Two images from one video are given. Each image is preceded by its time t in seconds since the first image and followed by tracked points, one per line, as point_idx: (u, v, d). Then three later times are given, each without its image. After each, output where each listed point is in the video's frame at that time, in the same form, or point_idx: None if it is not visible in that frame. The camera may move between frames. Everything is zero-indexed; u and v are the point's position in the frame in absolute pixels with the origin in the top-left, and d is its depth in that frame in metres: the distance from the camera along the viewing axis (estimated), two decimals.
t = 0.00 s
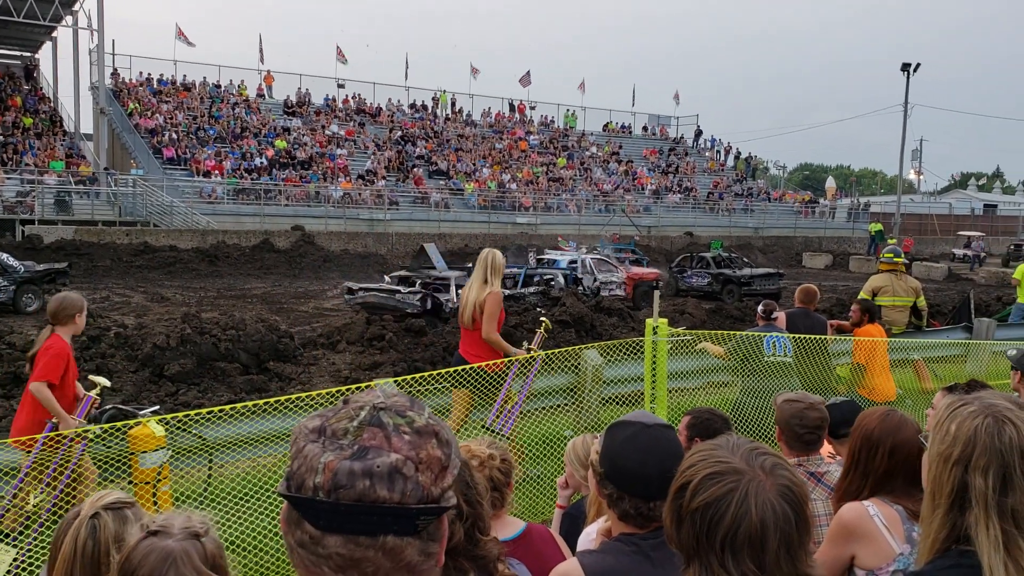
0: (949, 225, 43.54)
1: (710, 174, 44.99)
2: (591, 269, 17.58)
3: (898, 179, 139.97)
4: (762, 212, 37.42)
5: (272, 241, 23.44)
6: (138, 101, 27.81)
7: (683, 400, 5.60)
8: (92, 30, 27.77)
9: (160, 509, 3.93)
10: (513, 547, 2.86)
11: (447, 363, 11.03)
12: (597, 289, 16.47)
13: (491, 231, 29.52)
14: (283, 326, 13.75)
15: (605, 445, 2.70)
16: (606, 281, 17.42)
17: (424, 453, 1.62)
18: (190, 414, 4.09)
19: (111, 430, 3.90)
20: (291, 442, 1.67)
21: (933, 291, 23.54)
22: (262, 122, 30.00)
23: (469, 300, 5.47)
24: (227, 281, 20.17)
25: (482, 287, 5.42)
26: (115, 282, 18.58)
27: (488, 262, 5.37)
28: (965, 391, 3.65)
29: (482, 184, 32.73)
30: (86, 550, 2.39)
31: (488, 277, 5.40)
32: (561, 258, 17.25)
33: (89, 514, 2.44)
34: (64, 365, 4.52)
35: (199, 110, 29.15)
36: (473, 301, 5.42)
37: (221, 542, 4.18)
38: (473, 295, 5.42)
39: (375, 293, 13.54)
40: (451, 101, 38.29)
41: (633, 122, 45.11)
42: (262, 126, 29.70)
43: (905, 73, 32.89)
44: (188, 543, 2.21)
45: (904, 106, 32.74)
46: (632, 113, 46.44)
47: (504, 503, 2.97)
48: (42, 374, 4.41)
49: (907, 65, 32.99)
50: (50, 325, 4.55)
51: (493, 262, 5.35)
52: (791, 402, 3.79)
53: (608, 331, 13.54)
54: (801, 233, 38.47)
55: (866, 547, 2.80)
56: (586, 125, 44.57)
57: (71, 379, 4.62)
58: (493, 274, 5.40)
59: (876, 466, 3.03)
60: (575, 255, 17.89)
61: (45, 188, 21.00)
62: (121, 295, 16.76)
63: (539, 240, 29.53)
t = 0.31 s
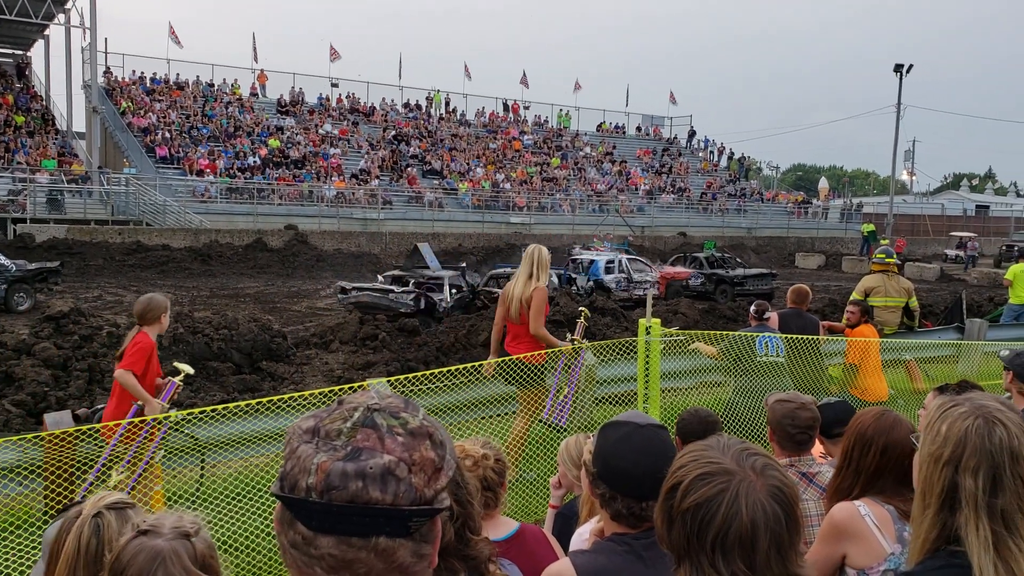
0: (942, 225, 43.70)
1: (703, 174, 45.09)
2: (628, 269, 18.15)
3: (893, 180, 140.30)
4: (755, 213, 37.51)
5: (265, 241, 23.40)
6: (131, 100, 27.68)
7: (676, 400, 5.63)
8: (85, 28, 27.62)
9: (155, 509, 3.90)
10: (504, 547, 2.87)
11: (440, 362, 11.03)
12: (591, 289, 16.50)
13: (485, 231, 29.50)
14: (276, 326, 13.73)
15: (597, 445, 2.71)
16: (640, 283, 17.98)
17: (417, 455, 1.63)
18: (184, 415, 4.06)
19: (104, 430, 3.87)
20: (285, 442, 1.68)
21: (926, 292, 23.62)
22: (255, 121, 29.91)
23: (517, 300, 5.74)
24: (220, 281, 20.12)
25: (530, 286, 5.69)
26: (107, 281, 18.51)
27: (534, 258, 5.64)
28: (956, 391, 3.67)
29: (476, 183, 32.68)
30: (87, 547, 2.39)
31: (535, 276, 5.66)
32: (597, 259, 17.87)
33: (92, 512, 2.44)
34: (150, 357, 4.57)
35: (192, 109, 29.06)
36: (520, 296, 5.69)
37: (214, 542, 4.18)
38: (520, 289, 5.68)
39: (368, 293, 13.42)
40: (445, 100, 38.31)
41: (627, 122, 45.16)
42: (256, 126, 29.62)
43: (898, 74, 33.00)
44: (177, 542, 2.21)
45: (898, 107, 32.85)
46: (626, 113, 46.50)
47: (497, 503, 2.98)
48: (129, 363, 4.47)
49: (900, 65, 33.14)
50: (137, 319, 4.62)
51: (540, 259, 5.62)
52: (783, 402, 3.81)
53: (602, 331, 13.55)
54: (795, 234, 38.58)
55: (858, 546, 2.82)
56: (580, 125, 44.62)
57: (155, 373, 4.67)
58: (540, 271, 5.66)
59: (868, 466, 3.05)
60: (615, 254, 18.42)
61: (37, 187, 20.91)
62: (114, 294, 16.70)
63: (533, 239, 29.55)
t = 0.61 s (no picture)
0: (931, 226, 43.96)
1: (695, 175, 45.23)
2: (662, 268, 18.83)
3: (882, 182, 141.18)
4: (746, 213, 37.65)
5: (256, 240, 23.33)
6: (122, 98, 27.52)
7: (667, 399, 5.65)
8: (74, 25, 27.45)
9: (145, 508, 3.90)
10: (494, 546, 2.88)
11: (432, 362, 11.04)
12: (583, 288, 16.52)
13: (476, 231, 29.50)
14: (267, 325, 13.70)
15: (588, 444, 2.73)
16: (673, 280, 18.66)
17: (408, 454, 1.63)
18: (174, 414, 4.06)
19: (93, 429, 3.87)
20: (275, 439, 1.69)
21: (915, 292, 23.76)
22: (246, 120, 29.80)
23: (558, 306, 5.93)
24: (210, 280, 20.06)
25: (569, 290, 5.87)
26: (97, 280, 18.41)
27: (572, 266, 5.78)
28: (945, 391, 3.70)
29: (467, 182, 32.65)
30: (77, 547, 2.38)
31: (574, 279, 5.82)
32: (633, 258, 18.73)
33: (87, 512, 2.44)
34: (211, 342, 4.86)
35: (183, 107, 28.92)
36: (560, 302, 5.85)
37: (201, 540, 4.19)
38: (560, 295, 5.85)
39: (359, 292, 13.50)
40: (437, 99, 38.32)
41: (619, 122, 45.25)
42: (247, 124, 29.49)
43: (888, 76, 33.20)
44: (162, 541, 2.20)
45: (888, 109, 33.06)
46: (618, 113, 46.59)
47: (487, 502, 2.99)
48: (193, 354, 4.76)
49: (890, 66, 33.33)
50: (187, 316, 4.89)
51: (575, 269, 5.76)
52: (773, 401, 3.84)
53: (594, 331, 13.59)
54: (785, 234, 38.76)
55: (846, 544, 2.85)
56: (572, 125, 44.67)
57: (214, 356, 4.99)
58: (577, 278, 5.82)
59: (863, 466, 3.07)
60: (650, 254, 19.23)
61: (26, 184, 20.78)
62: (104, 293, 16.62)
63: (524, 239, 29.57)
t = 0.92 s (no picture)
0: (917, 227, 44.32)
1: (682, 175, 45.41)
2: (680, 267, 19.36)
3: (869, 183, 142.17)
4: (733, 214, 37.85)
5: (243, 239, 23.24)
6: (107, 97, 27.33)
7: (655, 399, 5.69)
8: (60, 23, 27.25)
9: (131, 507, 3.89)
10: (480, 545, 2.90)
11: (419, 362, 11.04)
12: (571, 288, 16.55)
13: (464, 231, 29.48)
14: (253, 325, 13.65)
15: (574, 443, 2.75)
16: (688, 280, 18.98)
17: (393, 454, 1.64)
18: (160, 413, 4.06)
19: (77, 430, 3.86)
20: (260, 439, 1.70)
21: (901, 293, 23.93)
22: (233, 119, 29.64)
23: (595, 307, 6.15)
24: (197, 279, 19.96)
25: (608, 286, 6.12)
26: (83, 279, 18.28)
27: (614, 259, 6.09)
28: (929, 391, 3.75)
29: (456, 182, 32.61)
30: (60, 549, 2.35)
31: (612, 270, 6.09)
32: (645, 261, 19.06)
33: (94, 504, 2.46)
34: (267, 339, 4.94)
35: (170, 106, 28.74)
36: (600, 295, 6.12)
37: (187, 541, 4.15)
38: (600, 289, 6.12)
39: (347, 292, 13.51)
40: (424, 99, 38.36)
41: (607, 122, 45.39)
42: (234, 123, 29.33)
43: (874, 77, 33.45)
44: (145, 541, 2.18)
45: (874, 111, 33.30)
46: (606, 113, 46.71)
47: (474, 502, 3.01)
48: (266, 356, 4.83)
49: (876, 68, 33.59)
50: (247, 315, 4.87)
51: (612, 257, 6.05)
52: (759, 400, 3.87)
53: (581, 331, 13.62)
54: (772, 235, 38.99)
55: (831, 542, 2.88)
56: (561, 125, 44.76)
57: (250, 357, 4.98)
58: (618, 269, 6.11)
59: (854, 465, 3.08)
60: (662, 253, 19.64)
61: (10, 183, 20.60)
62: (89, 292, 16.51)
63: (512, 240, 29.59)
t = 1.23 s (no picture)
0: (905, 227, 44.60)
1: (671, 175, 45.58)
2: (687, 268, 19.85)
3: (856, 183, 143.10)
4: (722, 214, 38.00)
5: (232, 239, 23.15)
6: (95, 97, 27.14)
7: (643, 399, 5.72)
8: (46, 22, 27.05)
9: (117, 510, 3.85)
10: (470, 546, 2.91)
11: (409, 362, 11.04)
12: (561, 288, 16.59)
13: (454, 231, 29.46)
14: (242, 325, 13.60)
15: (563, 444, 2.76)
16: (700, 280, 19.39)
17: (381, 455, 1.65)
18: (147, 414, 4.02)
19: (65, 431, 3.82)
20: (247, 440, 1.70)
21: (889, 293, 24.07)
22: (222, 119, 29.50)
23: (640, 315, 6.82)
24: (185, 280, 19.85)
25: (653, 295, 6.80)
26: (70, 280, 18.16)
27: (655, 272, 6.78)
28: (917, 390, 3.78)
29: (445, 183, 32.57)
30: (46, 552, 2.33)
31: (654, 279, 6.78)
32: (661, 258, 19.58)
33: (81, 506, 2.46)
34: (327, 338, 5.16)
35: (158, 106, 28.57)
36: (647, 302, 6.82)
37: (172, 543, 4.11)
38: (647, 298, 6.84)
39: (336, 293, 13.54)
40: (414, 99, 38.36)
41: (597, 123, 45.54)
42: (222, 123, 29.20)
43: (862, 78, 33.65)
44: (131, 543, 2.17)
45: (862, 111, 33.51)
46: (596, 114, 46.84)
47: (463, 503, 3.02)
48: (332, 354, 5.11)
49: (864, 69, 33.82)
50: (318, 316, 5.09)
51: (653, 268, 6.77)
52: (748, 401, 3.89)
53: (571, 331, 13.66)
54: (760, 235, 39.18)
55: (822, 541, 2.90)
56: (550, 125, 44.83)
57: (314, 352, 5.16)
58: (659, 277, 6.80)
59: (842, 465, 3.10)
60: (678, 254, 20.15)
61: None
62: (76, 293, 16.39)
63: (502, 240, 29.61)
